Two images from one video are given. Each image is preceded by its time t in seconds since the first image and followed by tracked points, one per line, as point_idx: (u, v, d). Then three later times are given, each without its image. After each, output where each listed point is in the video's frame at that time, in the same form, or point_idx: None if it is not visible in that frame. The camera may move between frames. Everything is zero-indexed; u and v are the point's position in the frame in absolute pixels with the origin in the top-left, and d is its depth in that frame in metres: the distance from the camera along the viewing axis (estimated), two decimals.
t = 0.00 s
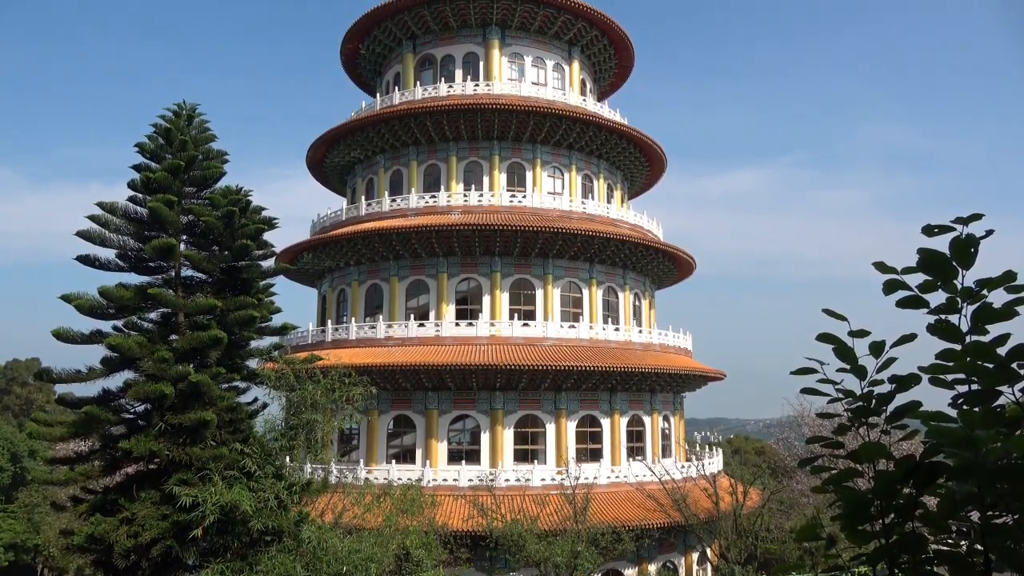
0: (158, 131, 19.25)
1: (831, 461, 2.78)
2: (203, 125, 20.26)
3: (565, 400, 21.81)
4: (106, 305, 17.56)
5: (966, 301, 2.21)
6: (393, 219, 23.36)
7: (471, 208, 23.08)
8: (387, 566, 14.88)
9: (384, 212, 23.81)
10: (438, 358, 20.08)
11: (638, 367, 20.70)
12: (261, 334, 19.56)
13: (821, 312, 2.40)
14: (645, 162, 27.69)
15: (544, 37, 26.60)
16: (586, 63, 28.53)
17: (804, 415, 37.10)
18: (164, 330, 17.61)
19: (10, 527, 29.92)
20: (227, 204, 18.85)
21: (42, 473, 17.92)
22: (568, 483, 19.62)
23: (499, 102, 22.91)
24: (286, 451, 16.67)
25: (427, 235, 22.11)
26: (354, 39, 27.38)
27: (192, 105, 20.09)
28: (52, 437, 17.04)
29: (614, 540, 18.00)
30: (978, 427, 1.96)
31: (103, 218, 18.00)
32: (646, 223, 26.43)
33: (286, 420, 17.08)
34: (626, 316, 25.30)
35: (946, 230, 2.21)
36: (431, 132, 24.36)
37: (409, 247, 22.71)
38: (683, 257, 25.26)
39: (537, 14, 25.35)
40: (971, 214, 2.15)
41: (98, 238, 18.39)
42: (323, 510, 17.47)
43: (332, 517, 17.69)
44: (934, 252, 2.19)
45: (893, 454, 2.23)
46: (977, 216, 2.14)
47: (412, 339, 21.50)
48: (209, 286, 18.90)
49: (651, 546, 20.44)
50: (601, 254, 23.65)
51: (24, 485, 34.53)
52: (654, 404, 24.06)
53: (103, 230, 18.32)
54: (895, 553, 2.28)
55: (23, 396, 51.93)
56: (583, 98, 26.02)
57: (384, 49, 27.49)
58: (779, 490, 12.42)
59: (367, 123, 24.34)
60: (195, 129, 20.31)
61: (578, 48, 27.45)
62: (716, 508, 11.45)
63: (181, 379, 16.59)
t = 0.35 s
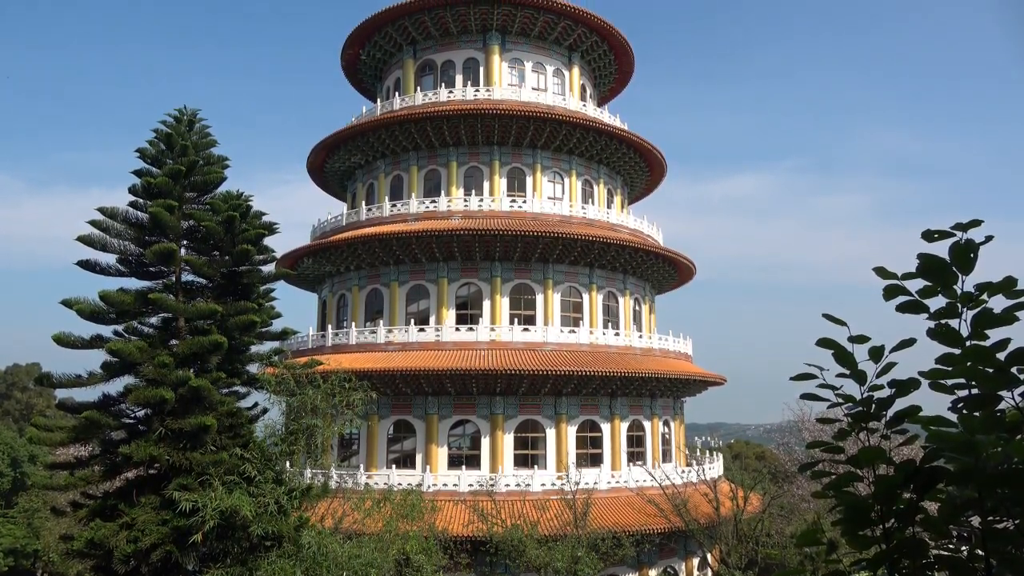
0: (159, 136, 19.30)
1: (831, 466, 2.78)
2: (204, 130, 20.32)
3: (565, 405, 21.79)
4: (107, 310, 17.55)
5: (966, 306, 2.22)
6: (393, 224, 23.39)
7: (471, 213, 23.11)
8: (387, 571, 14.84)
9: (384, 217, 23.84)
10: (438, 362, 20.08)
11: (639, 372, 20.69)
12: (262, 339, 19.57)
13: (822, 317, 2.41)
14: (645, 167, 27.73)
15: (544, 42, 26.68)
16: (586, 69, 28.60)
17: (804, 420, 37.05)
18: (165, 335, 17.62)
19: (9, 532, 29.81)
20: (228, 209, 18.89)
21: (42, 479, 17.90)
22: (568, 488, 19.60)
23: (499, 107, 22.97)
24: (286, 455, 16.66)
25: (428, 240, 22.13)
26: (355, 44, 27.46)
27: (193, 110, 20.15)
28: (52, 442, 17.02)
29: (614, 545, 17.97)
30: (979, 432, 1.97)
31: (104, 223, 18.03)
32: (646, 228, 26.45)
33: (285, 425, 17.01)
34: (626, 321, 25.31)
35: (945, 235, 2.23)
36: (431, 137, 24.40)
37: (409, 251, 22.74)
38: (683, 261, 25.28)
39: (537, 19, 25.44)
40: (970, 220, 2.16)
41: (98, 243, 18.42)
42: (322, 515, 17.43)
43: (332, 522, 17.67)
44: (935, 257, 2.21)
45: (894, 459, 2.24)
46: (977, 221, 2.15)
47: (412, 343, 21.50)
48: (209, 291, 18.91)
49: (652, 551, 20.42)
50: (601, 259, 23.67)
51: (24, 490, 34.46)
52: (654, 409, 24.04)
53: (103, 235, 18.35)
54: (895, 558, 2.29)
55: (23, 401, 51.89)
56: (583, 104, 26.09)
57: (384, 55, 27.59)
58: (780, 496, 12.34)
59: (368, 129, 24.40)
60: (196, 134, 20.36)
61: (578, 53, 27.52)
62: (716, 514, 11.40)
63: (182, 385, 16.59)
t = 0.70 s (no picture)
0: (160, 141, 19.30)
1: (832, 471, 2.78)
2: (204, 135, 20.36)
3: (566, 410, 21.76)
4: (107, 315, 17.55)
5: (965, 311, 2.22)
6: (393, 228, 23.41)
7: (471, 218, 23.12)
8: None
9: (384, 222, 23.87)
10: (438, 367, 20.07)
11: (639, 377, 20.67)
12: (262, 344, 19.56)
13: (821, 322, 2.41)
14: (645, 171, 27.76)
15: (544, 47, 26.75)
16: (586, 74, 28.66)
17: (805, 425, 37.03)
18: (164, 339, 17.61)
19: (8, 538, 29.74)
20: (228, 214, 18.89)
21: (42, 483, 17.88)
22: (568, 493, 19.57)
23: (499, 112, 23.01)
24: (286, 460, 16.64)
25: (428, 245, 22.14)
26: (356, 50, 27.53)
27: (193, 115, 20.18)
28: (52, 447, 16.99)
29: (614, 551, 17.91)
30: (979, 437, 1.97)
31: (104, 227, 18.04)
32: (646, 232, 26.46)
33: (286, 430, 17.12)
34: (626, 326, 25.30)
35: (944, 240, 2.23)
36: (432, 141, 24.44)
37: (409, 256, 22.75)
38: (683, 266, 25.28)
39: (537, 25, 25.51)
40: (967, 225, 2.17)
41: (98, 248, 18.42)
42: (322, 520, 17.40)
43: (331, 528, 17.65)
44: (933, 262, 2.21)
45: (893, 464, 2.24)
46: (975, 227, 2.15)
47: (412, 348, 21.49)
48: (209, 296, 18.91)
49: (653, 556, 20.38)
50: (601, 263, 23.67)
51: (23, 495, 34.40)
52: (654, 414, 24.01)
53: (103, 239, 18.36)
54: (896, 564, 2.29)
55: (23, 406, 51.87)
56: (583, 109, 26.13)
57: (384, 60, 27.66)
58: (781, 501, 12.26)
59: (368, 133, 24.44)
60: (196, 139, 20.41)
61: (578, 58, 27.59)
62: (717, 519, 11.36)
63: (181, 389, 16.57)
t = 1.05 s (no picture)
0: (161, 146, 19.36)
1: (832, 477, 2.77)
2: (204, 141, 20.40)
3: (566, 415, 21.75)
4: (106, 320, 17.54)
5: (964, 316, 2.22)
6: (393, 234, 23.43)
7: (471, 223, 23.14)
8: None
9: (384, 227, 23.88)
10: (438, 372, 20.05)
11: (639, 382, 20.65)
12: (261, 349, 19.55)
13: (819, 329, 2.41)
14: (645, 177, 27.80)
15: (544, 53, 26.82)
16: (586, 79, 28.72)
17: (806, 431, 36.98)
18: (164, 345, 17.61)
19: (8, 544, 29.64)
20: (228, 219, 18.93)
21: (41, 489, 17.83)
22: (568, 499, 19.55)
23: (499, 118, 23.06)
24: (286, 466, 16.60)
25: (428, 250, 22.14)
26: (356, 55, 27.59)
27: (194, 121, 20.22)
28: (51, 452, 16.96)
29: (615, 556, 17.79)
30: (980, 442, 1.97)
31: (104, 233, 18.06)
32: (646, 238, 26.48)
33: (286, 436, 17.09)
34: (626, 331, 25.29)
35: (942, 245, 2.23)
36: (432, 147, 24.47)
37: (409, 261, 22.75)
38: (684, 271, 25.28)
39: (537, 30, 25.59)
40: (964, 229, 2.17)
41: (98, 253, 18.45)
42: (322, 527, 17.35)
43: (331, 534, 17.62)
44: (930, 268, 2.21)
45: (894, 470, 2.24)
46: (972, 232, 2.16)
47: (412, 353, 21.48)
48: (209, 301, 18.90)
49: (653, 563, 20.32)
50: (601, 269, 23.67)
51: (22, 501, 34.29)
52: (654, 419, 23.98)
53: (103, 245, 18.38)
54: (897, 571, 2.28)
55: (23, 411, 51.92)
56: (583, 114, 26.19)
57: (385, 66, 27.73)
58: (781, 507, 12.17)
59: (368, 139, 24.48)
60: (197, 145, 20.45)
61: (578, 64, 27.66)
62: (718, 525, 11.32)
63: (181, 395, 16.56)
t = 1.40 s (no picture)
0: (161, 152, 19.41)
1: (832, 482, 2.76)
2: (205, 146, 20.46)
3: (566, 420, 21.72)
4: (107, 325, 17.55)
5: (963, 321, 2.23)
6: (393, 239, 23.46)
7: (471, 228, 23.15)
8: None
9: (384, 233, 23.91)
10: (438, 378, 20.03)
11: (639, 387, 20.62)
12: (262, 354, 19.56)
13: (819, 334, 2.41)
14: (645, 182, 27.84)
15: (544, 59, 26.90)
16: (586, 85, 28.80)
17: (806, 436, 36.94)
18: (164, 350, 17.61)
19: (6, 550, 29.54)
20: (229, 224, 18.97)
21: (40, 494, 17.82)
22: (569, 504, 19.51)
23: (499, 123, 23.10)
24: (285, 471, 16.56)
25: (428, 255, 22.16)
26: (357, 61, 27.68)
27: (195, 127, 20.27)
28: (51, 458, 16.93)
29: (616, 562, 17.65)
30: (981, 448, 1.97)
31: (105, 238, 18.08)
32: (646, 243, 26.50)
33: (285, 441, 17.05)
34: (626, 337, 25.27)
35: (941, 251, 2.24)
36: (432, 152, 24.51)
37: (409, 266, 22.78)
38: (684, 276, 25.29)
39: (537, 36, 25.67)
40: (963, 235, 2.18)
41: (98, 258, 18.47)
42: (321, 532, 17.30)
43: (331, 540, 17.59)
44: (930, 274, 2.22)
45: (894, 474, 2.24)
46: (971, 237, 2.17)
47: (412, 358, 21.47)
48: (209, 306, 18.90)
49: (654, 568, 20.25)
50: (601, 274, 23.68)
51: (21, 507, 34.18)
52: (655, 424, 23.94)
53: (104, 250, 18.40)
54: None
55: (23, 417, 51.89)
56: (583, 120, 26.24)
57: (385, 71, 27.81)
58: (782, 512, 12.08)
59: (368, 144, 24.53)
60: (198, 150, 20.50)
61: (578, 70, 27.73)
62: (719, 531, 11.29)
63: (181, 400, 16.56)
